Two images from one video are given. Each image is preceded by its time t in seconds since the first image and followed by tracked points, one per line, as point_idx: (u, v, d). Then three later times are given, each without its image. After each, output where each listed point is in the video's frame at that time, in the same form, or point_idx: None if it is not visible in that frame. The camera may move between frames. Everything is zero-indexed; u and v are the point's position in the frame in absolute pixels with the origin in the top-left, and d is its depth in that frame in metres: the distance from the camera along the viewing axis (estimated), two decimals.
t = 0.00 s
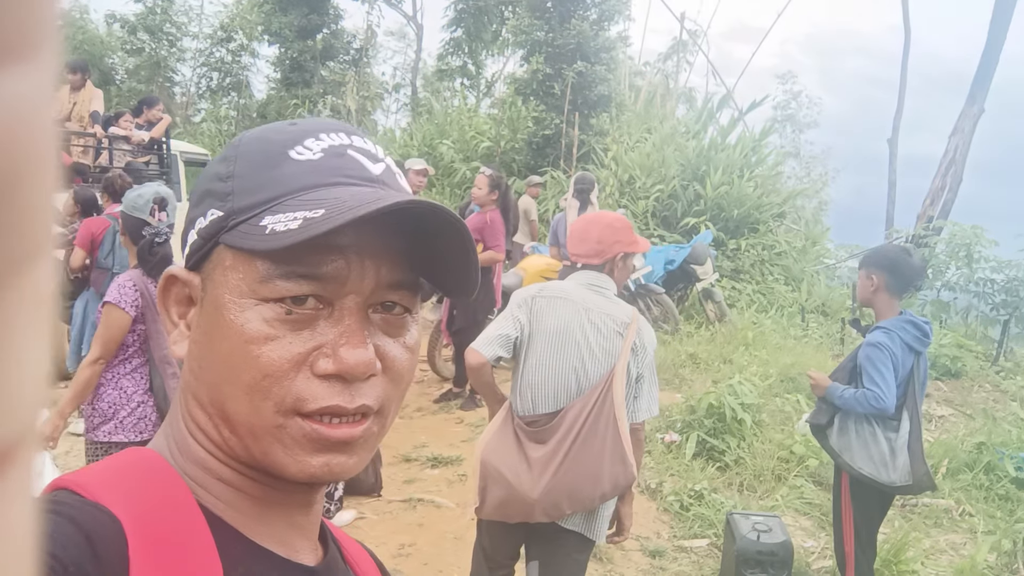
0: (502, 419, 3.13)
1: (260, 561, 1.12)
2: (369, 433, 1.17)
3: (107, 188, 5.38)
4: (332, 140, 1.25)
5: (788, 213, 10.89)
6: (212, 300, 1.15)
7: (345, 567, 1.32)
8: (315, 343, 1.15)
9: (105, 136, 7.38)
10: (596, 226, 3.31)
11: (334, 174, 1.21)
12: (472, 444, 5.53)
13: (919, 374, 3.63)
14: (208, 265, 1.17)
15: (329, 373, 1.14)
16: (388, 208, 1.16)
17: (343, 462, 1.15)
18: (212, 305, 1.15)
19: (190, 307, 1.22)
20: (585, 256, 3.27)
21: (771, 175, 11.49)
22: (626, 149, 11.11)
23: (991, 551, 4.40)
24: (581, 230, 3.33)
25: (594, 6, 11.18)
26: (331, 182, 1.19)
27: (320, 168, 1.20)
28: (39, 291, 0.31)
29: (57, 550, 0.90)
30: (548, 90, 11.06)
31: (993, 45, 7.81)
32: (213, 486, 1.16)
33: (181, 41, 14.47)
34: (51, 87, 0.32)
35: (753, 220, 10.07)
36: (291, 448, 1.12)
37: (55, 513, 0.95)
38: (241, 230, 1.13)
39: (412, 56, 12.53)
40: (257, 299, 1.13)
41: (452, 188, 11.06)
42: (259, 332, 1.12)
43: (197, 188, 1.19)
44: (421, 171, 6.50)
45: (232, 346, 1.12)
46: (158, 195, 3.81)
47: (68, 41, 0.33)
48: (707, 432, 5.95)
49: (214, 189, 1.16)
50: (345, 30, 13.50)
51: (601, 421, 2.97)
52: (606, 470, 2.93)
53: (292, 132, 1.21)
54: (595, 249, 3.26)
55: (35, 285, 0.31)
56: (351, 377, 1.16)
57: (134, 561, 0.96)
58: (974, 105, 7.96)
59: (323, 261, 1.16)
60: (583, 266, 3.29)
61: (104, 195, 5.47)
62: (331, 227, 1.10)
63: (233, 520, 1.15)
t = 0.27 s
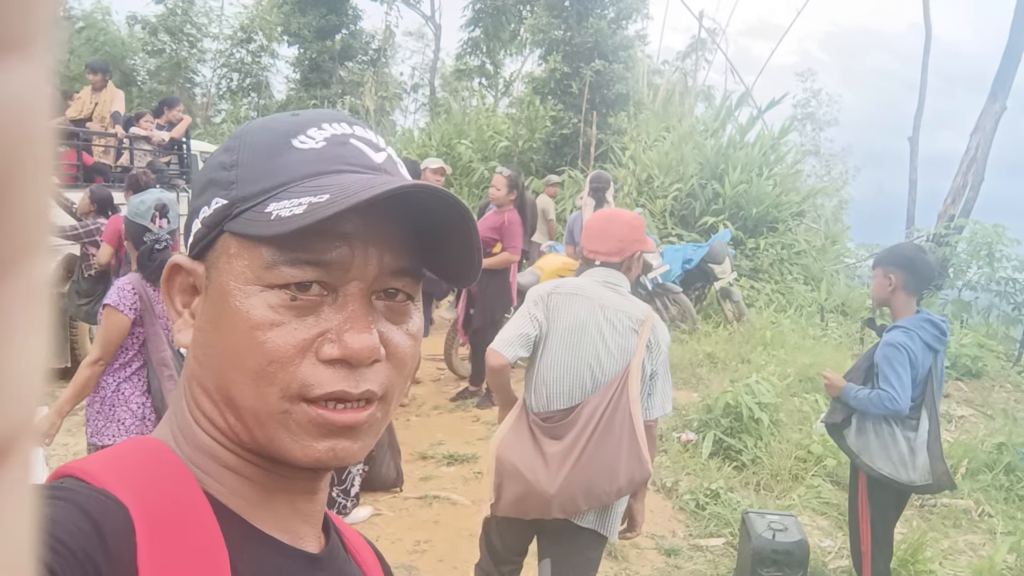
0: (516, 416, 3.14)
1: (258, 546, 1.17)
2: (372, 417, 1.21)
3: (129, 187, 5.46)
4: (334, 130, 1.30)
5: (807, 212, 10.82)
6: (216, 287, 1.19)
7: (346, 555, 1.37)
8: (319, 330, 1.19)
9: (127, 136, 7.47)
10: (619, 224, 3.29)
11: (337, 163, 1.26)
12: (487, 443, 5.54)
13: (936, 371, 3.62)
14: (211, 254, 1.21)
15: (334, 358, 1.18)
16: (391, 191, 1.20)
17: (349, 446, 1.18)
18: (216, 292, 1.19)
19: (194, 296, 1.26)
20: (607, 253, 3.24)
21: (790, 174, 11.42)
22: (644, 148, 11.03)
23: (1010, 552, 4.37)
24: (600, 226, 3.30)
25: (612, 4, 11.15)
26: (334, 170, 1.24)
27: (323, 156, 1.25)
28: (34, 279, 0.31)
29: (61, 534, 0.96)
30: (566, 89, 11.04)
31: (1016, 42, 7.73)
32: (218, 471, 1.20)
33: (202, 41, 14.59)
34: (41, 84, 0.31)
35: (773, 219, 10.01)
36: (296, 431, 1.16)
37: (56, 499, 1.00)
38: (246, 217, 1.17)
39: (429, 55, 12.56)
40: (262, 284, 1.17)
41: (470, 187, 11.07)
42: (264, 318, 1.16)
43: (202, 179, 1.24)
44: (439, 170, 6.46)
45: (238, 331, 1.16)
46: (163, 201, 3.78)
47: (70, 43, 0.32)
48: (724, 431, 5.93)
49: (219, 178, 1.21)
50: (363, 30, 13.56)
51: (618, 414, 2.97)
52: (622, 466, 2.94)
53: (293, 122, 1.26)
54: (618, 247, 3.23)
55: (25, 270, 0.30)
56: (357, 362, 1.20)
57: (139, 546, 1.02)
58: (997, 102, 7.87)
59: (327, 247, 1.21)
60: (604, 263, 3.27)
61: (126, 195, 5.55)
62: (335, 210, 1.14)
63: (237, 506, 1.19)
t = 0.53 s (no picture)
0: (518, 414, 3.14)
1: (257, 537, 1.19)
2: (369, 404, 1.22)
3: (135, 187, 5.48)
4: (327, 121, 1.32)
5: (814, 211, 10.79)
6: (212, 279, 1.21)
7: (340, 547, 1.39)
8: (314, 319, 1.20)
9: (133, 137, 7.49)
10: (629, 223, 3.30)
11: (331, 153, 1.26)
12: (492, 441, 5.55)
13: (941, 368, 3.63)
14: (206, 245, 1.22)
15: (329, 348, 1.19)
16: (385, 180, 1.21)
17: (345, 432, 1.19)
18: (212, 284, 1.21)
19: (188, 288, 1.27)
20: (618, 252, 3.24)
21: (797, 172, 11.38)
22: (650, 147, 10.98)
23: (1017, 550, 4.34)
24: (609, 224, 3.30)
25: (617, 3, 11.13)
26: (328, 160, 1.25)
27: (316, 146, 1.26)
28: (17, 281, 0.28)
29: (60, 525, 0.97)
30: (572, 88, 11.03)
31: None
32: (215, 461, 1.22)
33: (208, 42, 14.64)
34: (24, 74, 0.28)
35: (779, 217, 9.98)
36: (293, 419, 1.17)
37: (51, 489, 1.01)
38: (241, 208, 1.18)
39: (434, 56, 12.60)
40: (257, 275, 1.18)
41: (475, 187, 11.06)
42: (261, 308, 1.18)
43: (194, 170, 1.25)
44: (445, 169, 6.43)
45: (234, 321, 1.17)
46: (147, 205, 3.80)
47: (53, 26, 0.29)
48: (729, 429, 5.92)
49: (212, 169, 1.22)
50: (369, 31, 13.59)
51: (622, 410, 2.98)
52: (627, 462, 2.94)
53: (286, 114, 1.27)
54: (629, 246, 3.25)
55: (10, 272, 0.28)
56: (352, 352, 1.21)
57: (136, 535, 1.03)
58: (1005, 100, 7.81)
59: (322, 237, 1.21)
60: (613, 260, 3.28)
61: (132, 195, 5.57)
62: (329, 199, 1.15)
63: (233, 496, 1.21)
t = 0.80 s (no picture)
0: (522, 411, 3.13)
1: (251, 526, 1.19)
2: (365, 394, 1.22)
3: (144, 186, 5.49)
4: (321, 110, 1.31)
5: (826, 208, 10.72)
6: (205, 267, 1.20)
7: (333, 536, 1.40)
8: (310, 308, 1.19)
9: (144, 136, 7.53)
10: (634, 223, 3.34)
11: (325, 142, 1.26)
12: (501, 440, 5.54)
13: (951, 364, 3.60)
14: (200, 234, 1.21)
15: (325, 337, 1.18)
16: (381, 167, 1.20)
17: (343, 420, 1.19)
18: (205, 272, 1.20)
19: (182, 278, 1.26)
20: (625, 249, 3.27)
21: (810, 170, 11.31)
22: (661, 145, 10.92)
23: None
24: (615, 222, 3.32)
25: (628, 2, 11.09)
26: (322, 150, 1.24)
27: (311, 135, 1.25)
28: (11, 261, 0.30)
29: (57, 513, 0.97)
30: (583, 87, 11.00)
31: None
32: (210, 450, 1.22)
33: (221, 43, 14.71)
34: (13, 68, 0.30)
35: (791, 216, 9.93)
36: (290, 408, 1.17)
37: (45, 477, 1.00)
38: (235, 197, 1.17)
39: (444, 55, 12.67)
40: (252, 263, 1.17)
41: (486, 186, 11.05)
42: (255, 296, 1.17)
43: (188, 159, 1.24)
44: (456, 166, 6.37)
45: (228, 311, 1.16)
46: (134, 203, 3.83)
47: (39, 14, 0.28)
48: (739, 428, 5.88)
49: (206, 159, 1.21)
50: (381, 31, 13.62)
51: (628, 406, 2.98)
52: (632, 460, 2.94)
53: (280, 103, 1.26)
54: (635, 243, 3.30)
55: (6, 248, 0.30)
56: (347, 340, 1.20)
57: (132, 524, 1.02)
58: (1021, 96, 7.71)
59: (318, 226, 1.21)
60: (619, 258, 3.30)
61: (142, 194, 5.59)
62: (325, 187, 1.14)
63: (228, 486, 1.21)
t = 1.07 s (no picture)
0: (529, 412, 3.11)
1: (255, 520, 1.18)
2: (368, 387, 1.23)
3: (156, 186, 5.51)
4: (325, 104, 1.30)
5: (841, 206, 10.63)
6: (210, 261, 1.19)
7: (335, 530, 1.39)
8: (314, 302, 1.20)
9: (157, 137, 7.56)
10: (637, 220, 3.29)
11: (329, 137, 1.25)
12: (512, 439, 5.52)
13: (965, 362, 3.56)
14: (204, 228, 1.20)
15: (330, 330, 1.19)
16: (387, 162, 1.20)
17: (346, 414, 1.20)
18: (210, 266, 1.19)
19: (185, 271, 1.24)
20: (629, 247, 3.21)
21: (824, 168, 11.22)
22: (674, 144, 10.85)
23: None
24: (618, 219, 3.25)
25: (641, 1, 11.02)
26: (327, 145, 1.24)
27: (316, 130, 1.24)
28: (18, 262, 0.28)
29: (60, 505, 0.96)
30: (595, 87, 10.95)
31: None
32: (214, 444, 1.21)
33: (234, 44, 14.79)
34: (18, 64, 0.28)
35: (805, 214, 9.85)
36: (294, 402, 1.17)
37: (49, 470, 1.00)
38: (240, 190, 1.16)
39: (456, 55, 12.68)
40: (257, 257, 1.17)
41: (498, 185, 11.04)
42: (260, 290, 1.16)
43: (191, 151, 1.21)
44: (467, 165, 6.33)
45: (233, 304, 1.16)
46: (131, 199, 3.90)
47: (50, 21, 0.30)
48: (753, 428, 5.82)
49: (210, 152, 1.19)
50: (393, 31, 13.64)
51: (635, 405, 2.96)
52: (641, 457, 2.93)
53: (285, 97, 1.25)
54: (638, 240, 3.23)
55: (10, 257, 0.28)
56: (352, 333, 1.21)
57: (137, 516, 1.02)
58: None
59: (323, 221, 1.21)
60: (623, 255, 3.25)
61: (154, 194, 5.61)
62: (330, 182, 1.13)
63: (232, 480, 1.21)
